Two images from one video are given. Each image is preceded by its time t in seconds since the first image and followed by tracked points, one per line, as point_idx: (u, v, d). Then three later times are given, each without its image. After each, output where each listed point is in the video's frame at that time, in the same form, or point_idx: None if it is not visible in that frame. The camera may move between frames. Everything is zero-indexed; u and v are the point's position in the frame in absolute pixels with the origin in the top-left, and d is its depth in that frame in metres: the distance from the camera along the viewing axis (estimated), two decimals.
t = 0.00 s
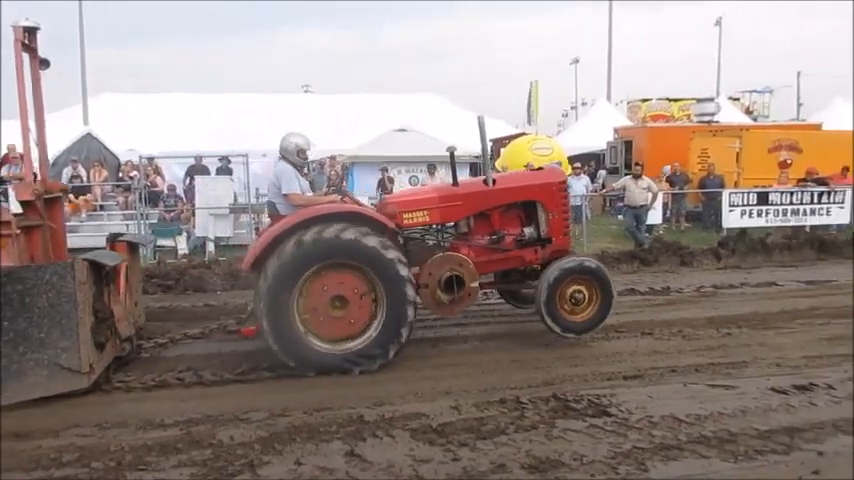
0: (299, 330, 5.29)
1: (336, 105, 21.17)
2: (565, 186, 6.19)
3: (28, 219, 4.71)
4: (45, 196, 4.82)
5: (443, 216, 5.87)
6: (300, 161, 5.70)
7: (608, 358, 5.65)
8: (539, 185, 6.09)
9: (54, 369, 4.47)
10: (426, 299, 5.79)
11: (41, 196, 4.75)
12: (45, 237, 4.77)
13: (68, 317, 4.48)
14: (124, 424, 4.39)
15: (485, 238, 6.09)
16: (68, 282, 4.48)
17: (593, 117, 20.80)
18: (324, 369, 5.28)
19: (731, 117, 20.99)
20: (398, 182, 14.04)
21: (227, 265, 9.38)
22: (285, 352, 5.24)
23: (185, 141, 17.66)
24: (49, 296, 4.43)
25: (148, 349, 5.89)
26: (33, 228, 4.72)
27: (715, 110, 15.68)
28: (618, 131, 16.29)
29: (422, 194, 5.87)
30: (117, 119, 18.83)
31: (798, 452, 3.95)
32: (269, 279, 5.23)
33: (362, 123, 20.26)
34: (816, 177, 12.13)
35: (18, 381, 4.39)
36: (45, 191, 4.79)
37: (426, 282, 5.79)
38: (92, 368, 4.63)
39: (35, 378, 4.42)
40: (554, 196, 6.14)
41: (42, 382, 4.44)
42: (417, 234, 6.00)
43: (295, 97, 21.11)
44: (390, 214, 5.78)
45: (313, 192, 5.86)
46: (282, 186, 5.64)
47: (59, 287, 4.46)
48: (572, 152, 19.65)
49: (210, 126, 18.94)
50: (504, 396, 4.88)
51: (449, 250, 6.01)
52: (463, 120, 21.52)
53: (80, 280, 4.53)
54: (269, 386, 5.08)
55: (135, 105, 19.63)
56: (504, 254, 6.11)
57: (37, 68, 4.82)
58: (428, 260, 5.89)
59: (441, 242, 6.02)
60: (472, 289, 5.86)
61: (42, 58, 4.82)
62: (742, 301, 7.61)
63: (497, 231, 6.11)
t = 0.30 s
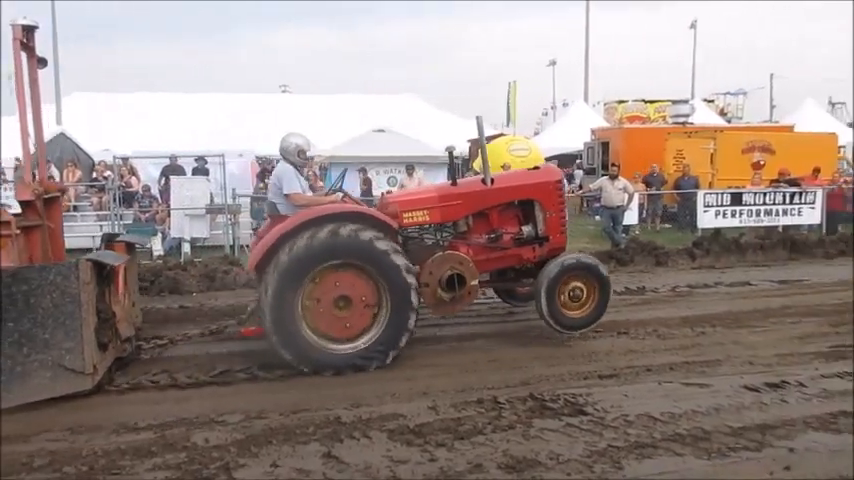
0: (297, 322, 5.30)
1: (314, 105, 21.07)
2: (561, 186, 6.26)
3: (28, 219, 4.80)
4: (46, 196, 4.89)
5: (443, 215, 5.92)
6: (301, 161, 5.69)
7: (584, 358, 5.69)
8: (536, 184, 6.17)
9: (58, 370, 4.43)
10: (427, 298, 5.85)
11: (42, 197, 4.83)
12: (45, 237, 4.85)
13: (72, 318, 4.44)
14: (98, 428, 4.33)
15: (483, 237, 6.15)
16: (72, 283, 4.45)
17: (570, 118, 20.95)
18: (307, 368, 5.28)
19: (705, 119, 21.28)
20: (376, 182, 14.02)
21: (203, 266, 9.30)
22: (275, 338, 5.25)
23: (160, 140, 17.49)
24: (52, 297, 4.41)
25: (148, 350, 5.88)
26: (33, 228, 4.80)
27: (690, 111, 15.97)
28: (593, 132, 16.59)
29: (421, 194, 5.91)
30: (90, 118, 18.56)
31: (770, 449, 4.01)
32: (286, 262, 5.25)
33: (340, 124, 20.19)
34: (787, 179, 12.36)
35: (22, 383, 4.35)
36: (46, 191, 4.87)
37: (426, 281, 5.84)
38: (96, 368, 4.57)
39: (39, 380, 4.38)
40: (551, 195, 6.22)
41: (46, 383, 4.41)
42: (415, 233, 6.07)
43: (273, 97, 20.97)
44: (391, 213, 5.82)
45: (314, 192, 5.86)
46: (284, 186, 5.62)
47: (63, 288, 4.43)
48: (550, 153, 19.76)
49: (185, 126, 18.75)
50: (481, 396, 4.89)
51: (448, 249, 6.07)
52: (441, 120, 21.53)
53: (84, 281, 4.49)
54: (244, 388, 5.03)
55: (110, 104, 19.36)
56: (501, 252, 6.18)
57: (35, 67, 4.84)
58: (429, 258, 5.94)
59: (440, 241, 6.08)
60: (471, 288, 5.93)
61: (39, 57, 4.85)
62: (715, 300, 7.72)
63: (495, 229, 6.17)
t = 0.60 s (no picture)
0: (299, 308, 5.31)
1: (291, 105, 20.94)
2: (556, 187, 6.40)
3: (25, 221, 4.83)
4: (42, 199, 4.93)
5: (441, 215, 6.02)
6: (299, 162, 5.72)
7: (561, 358, 5.72)
8: (532, 185, 6.30)
9: (60, 372, 4.40)
10: (426, 298, 5.92)
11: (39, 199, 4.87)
12: (41, 239, 4.88)
13: (73, 319, 4.40)
14: (70, 433, 4.26)
15: (480, 237, 6.25)
16: (73, 284, 4.42)
17: (547, 119, 21.07)
18: (290, 357, 5.26)
19: (680, 120, 21.52)
20: (354, 183, 13.97)
21: (179, 268, 9.21)
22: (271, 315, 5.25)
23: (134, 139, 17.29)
24: (54, 298, 4.36)
25: (148, 350, 5.87)
26: (31, 230, 4.83)
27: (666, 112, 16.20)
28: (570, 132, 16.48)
29: (420, 195, 6.01)
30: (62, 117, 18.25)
31: (742, 445, 4.07)
32: (311, 244, 5.30)
33: (318, 124, 20.09)
34: (760, 180, 12.58)
35: (23, 386, 4.30)
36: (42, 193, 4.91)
37: (426, 280, 5.92)
38: (97, 370, 4.55)
39: (40, 382, 4.34)
40: (546, 196, 6.35)
41: (48, 385, 4.37)
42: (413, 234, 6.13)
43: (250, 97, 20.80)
44: (391, 213, 5.89)
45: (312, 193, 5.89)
46: (284, 186, 5.64)
47: (64, 289, 4.39)
48: (527, 153, 19.85)
49: (160, 126, 18.52)
50: (459, 396, 4.90)
51: (445, 249, 6.15)
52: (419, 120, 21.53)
53: (85, 282, 4.47)
54: (220, 391, 4.99)
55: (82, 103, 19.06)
56: (497, 253, 6.29)
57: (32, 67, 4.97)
58: (428, 258, 6.02)
59: (437, 241, 6.16)
60: (470, 287, 6.01)
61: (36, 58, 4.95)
62: (690, 299, 7.81)
63: (492, 230, 6.28)
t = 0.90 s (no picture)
0: (303, 294, 5.35)
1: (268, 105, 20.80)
2: (551, 190, 6.49)
3: (23, 222, 4.77)
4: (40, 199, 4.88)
5: (439, 216, 6.06)
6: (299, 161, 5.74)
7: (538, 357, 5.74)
8: (528, 188, 6.38)
9: (60, 374, 4.32)
10: (426, 298, 5.94)
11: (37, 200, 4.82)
12: (39, 241, 4.84)
13: (74, 321, 4.33)
14: (43, 438, 4.19)
15: (476, 239, 6.31)
16: (73, 285, 4.33)
17: (525, 119, 21.15)
18: (277, 338, 5.29)
19: (656, 120, 21.74)
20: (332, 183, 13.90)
21: (154, 269, 9.10)
22: (274, 292, 5.26)
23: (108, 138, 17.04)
24: (54, 300, 4.27)
25: (146, 351, 5.87)
26: (28, 232, 4.78)
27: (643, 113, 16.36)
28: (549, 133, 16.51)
29: (419, 196, 6.04)
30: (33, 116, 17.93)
31: (717, 442, 4.12)
32: (337, 237, 5.36)
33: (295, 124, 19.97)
34: (734, 179, 12.76)
35: (24, 389, 4.19)
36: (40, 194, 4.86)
37: (425, 280, 5.96)
38: (98, 372, 4.49)
39: (41, 385, 4.24)
40: (541, 199, 6.43)
41: (49, 387, 4.27)
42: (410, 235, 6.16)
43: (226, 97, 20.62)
44: (391, 214, 5.91)
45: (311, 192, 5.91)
46: (285, 186, 5.65)
47: (65, 290, 4.31)
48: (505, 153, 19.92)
49: (134, 125, 18.28)
50: (437, 396, 4.90)
51: (441, 250, 6.20)
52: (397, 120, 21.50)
53: (86, 283, 4.39)
54: (196, 394, 4.94)
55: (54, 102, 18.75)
56: (493, 254, 6.36)
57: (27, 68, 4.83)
58: (426, 259, 6.06)
59: (434, 242, 6.21)
60: (468, 288, 6.05)
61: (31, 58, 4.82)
62: (666, 297, 7.90)
63: (488, 231, 6.34)
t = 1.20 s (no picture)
0: (314, 280, 5.41)
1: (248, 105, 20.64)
2: (547, 185, 6.59)
3: (25, 224, 4.52)
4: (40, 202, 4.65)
5: (438, 213, 6.20)
6: (300, 160, 5.93)
7: (520, 356, 5.76)
8: (524, 183, 6.48)
9: (67, 376, 4.27)
10: (426, 294, 6.05)
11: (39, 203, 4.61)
12: (40, 243, 4.57)
13: (81, 323, 4.29)
14: (20, 444, 4.12)
15: (474, 235, 6.43)
16: (80, 287, 4.30)
17: (506, 119, 21.21)
18: (277, 315, 5.32)
19: (635, 120, 21.92)
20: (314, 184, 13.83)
21: (133, 272, 8.98)
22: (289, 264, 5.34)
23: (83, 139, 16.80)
24: (61, 301, 4.23)
25: (148, 352, 5.86)
26: (30, 234, 4.52)
27: (622, 112, 16.49)
28: (529, 133, 16.56)
29: (417, 194, 6.18)
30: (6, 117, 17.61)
31: (697, 438, 4.15)
32: (368, 238, 5.47)
33: (275, 125, 19.83)
34: (712, 178, 12.91)
35: (32, 391, 4.16)
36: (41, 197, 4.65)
37: (425, 277, 6.05)
38: (104, 373, 4.44)
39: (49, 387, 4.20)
40: (538, 193, 6.53)
41: (56, 390, 4.23)
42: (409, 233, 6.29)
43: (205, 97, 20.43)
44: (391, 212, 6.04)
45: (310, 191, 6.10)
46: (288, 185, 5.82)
47: (72, 292, 4.27)
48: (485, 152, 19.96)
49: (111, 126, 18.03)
50: (420, 396, 4.90)
51: (441, 246, 6.32)
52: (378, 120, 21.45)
53: (92, 284, 4.34)
54: (177, 398, 4.88)
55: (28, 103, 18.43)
56: (491, 249, 6.47)
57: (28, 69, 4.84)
58: (426, 255, 6.17)
59: (433, 239, 6.34)
60: (468, 283, 6.15)
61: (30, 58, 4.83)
62: (646, 295, 7.96)
63: (485, 227, 6.46)
